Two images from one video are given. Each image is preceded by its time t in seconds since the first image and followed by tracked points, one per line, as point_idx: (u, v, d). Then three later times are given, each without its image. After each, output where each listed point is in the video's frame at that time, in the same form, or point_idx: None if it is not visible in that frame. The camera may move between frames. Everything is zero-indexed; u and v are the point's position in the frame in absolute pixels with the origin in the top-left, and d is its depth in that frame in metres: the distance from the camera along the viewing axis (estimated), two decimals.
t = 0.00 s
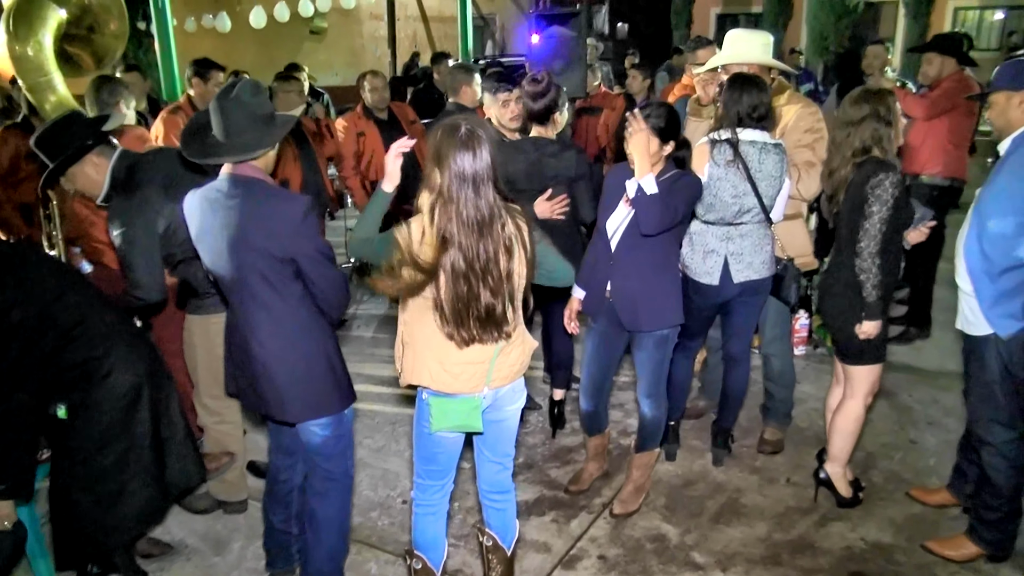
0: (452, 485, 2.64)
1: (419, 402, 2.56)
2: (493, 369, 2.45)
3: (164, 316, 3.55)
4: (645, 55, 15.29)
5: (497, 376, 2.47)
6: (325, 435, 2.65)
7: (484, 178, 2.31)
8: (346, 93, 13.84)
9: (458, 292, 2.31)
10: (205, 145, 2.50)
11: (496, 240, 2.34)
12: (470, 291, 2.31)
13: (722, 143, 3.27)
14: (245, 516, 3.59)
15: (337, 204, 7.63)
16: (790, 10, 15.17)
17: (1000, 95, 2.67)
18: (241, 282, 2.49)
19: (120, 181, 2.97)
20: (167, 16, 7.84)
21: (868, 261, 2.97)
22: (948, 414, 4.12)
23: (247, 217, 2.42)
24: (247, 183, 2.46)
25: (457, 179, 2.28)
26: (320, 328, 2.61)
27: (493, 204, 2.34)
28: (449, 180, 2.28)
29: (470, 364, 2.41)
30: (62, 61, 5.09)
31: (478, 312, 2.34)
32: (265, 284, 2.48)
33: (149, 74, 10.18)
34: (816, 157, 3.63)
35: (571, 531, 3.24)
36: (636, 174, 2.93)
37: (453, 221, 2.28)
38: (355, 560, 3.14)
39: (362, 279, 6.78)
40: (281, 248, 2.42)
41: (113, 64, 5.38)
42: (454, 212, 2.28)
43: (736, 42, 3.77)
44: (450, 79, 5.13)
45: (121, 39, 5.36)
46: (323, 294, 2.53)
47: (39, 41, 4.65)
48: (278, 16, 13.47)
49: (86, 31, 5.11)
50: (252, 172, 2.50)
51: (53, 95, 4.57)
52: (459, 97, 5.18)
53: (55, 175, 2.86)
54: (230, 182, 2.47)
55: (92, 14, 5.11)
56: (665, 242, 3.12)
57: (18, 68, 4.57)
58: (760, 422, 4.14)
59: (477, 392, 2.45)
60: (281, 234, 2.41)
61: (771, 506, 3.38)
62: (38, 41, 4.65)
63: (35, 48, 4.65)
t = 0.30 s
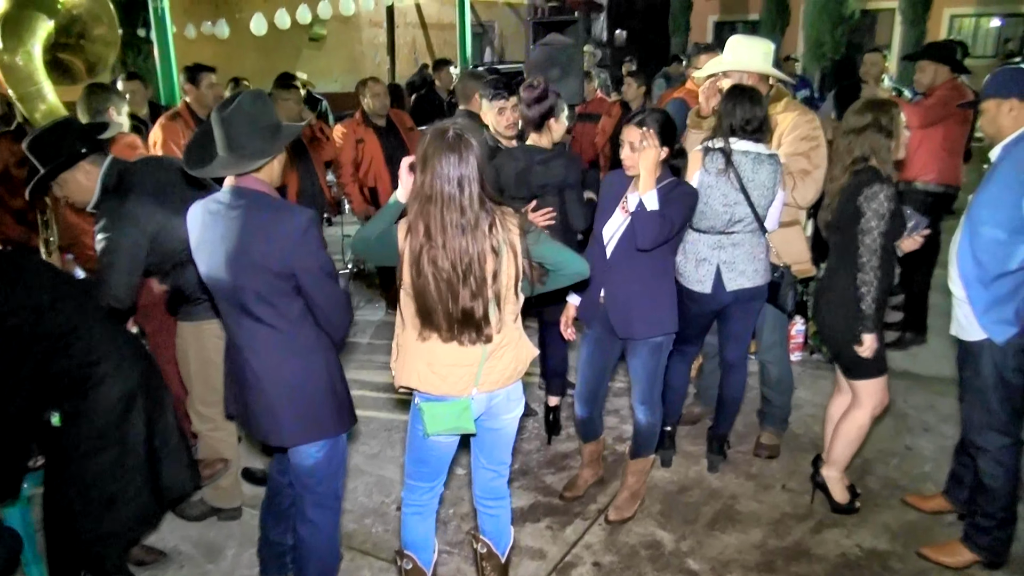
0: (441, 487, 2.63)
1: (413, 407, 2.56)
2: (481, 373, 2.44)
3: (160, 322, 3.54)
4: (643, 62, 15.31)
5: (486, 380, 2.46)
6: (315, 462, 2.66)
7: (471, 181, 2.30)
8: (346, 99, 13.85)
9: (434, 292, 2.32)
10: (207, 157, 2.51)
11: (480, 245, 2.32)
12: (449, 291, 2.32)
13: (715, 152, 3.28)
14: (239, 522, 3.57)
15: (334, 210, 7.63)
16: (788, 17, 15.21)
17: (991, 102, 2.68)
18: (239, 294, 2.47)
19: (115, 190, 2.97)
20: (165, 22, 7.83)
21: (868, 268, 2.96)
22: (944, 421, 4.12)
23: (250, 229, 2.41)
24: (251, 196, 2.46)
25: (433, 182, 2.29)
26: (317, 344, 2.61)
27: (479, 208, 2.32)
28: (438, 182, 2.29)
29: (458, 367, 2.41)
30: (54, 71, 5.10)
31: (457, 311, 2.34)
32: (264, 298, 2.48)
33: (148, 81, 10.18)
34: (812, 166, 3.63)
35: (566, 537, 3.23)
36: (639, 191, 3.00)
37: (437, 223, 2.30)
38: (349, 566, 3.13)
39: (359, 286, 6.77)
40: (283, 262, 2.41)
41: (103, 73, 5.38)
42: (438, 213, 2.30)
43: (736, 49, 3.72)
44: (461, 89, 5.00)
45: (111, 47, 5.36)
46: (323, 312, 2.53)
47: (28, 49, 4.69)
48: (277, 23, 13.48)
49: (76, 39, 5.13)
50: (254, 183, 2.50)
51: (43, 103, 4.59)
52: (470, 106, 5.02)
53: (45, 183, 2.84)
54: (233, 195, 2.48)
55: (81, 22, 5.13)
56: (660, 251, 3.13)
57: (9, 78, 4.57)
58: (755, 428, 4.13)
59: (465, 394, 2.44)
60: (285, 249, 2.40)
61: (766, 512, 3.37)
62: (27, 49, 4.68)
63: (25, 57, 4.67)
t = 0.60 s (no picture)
0: (438, 495, 2.64)
1: (406, 416, 2.55)
2: (474, 380, 2.44)
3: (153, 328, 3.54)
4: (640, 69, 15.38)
5: (479, 387, 2.46)
6: (314, 482, 2.70)
7: (464, 184, 2.31)
8: (344, 106, 13.85)
9: (423, 294, 2.32)
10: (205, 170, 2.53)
11: (472, 249, 2.32)
12: (441, 295, 2.32)
13: (704, 155, 3.33)
14: (237, 529, 3.56)
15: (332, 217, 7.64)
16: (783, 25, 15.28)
17: (984, 109, 2.70)
18: (235, 308, 2.48)
19: (115, 199, 2.99)
20: (164, 30, 7.87)
21: (857, 262, 2.96)
22: (941, 427, 4.13)
23: (248, 243, 2.40)
24: (250, 209, 2.46)
25: (425, 185, 2.30)
26: (313, 361, 2.61)
27: (470, 212, 2.33)
28: (430, 185, 2.29)
29: (451, 374, 2.41)
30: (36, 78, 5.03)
31: (449, 315, 2.34)
32: (261, 313, 2.48)
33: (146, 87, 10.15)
34: (809, 176, 3.63)
35: (564, 545, 3.23)
36: (640, 202, 3.03)
37: (427, 225, 2.30)
38: (348, 573, 3.13)
39: (357, 292, 6.77)
40: (281, 279, 2.41)
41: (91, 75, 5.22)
42: (429, 216, 2.30)
43: (745, 56, 3.71)
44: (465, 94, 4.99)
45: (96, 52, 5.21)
46: (321, 329, 2.54)
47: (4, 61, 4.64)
48: (275, 29, 13.48)
49: (60, 45, 4.97)
50: (251, 196, 2.50)
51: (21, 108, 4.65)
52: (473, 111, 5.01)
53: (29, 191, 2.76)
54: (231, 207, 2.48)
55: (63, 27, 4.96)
56: (658, 262, 3.13)
57: None
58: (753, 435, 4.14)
59: (459, 401, 2.44)
60: (284, 265, 2.40)
61: (764, 519, 3.37)
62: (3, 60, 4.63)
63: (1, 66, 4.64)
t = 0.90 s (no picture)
0: (434, 507, 2.61)
1: (397, 428, 2.53)
2: (466, 390, 2.42)
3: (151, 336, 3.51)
4: (634, 73, 15.39)
5: (471, 398, 2.44)
6: (313, 495, 2.67)
7: (457, 187, 2.28)
8: (340, 110, 13.82)
9: (415, 299, 2.29)
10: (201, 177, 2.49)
11: (466, 254, 2.29)
12: (435, 301, 2.28)
13: (700, 159, 3.35)
14: (233, 541, 3.53)
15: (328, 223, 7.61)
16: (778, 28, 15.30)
17: (989, 116, 2.69)
18: (234, 321, 2.46)
19: (110, 211, 2.95)
20: (160, 35, 7.82)
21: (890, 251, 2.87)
22: (941, 434, 4.12)
23: (248, 255, 2.38)
24: (250, 221, 2.44)
25: (418, 189, 2.27)
26: (313, 373, 2.61)
27: (464, 216, 2.30)
28: (422, 189, 2.26)
29: (443, 385, 2.38)
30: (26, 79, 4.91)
31: (443, 321, 2.31)
32: (260, 327, 2.47)
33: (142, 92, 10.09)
34: (807, 191, 3.55)
35: (564, 556, 3.21)
36: (645, 202, 3.05)
37: (419, 229, 2.27)
38: None
39: (353, 298, 6.74)
40: (283, 293, 2.40)
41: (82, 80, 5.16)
42: (421, 220, 2.27)
43: (757, 60, 3.75)
44: (461, 97, 5.02)
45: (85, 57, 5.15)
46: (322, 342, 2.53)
47: None
48: (271, 35, 13.45)
49: (47, 50, 4.90)
50: (250, 206, 2.48)
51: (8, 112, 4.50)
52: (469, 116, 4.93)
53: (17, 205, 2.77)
54: (230, 219, 2.46)
55: (50, 33, 4.89)
56: (657, 270, 3.11)
57: None
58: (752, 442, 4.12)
59: (450, 412, 2.42)
60: (285, 279, 2.39)
61: (765, 529, 3.35)
62: None
63: None
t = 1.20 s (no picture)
0: (443, 518, 2.56)
1: (405, 439, 2.49)
2: (475, 403, 2.37)
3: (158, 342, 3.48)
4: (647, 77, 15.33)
5: (480, 410, 2.38)
6: (323, 496, 2.63)
7: (466, 195, 2.24)
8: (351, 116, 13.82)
9: (421, 308, 2.25)
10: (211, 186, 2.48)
11: (475, 262, 2.25)
12: (442, 310, 2.24)
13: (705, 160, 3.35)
14: (238, 549, 3.49)
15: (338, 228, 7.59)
16: (791, 32, 15.20)
17: (1009, 126, 2.59)
18: (243, 330, 2.42)
19: (114, 220, 2.94)
20: (172, 42, 7.81)
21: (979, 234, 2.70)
22: (960, 444, 4.03)
23: (258, 263, 2.35)
24: (259, 228, 2.41)
25: (427, 196, 2.24)
26: (323, 380, 2.57)
27: (473, 224, 2.26)
28: (431, 196, 2.23)
29: (451, 397, 2.33)
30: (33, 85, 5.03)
31: (450, 331, 2.26)
32: (270, 336, 2.43)
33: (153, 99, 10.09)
34: (821, 201, 3.46)
35: (573, 568, 3.15)
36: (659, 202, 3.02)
37: (427, 237, 2.23)
38: None
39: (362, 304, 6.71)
40: (293, 302, 2.37)
41: (89, 86, 5.24)
42: (429, 227, 2.23)
43: (779, 65, 3.65)
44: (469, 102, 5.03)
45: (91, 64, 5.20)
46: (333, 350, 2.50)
47: None
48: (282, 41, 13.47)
49: (55, 58, 4.93)
50: (260, 214, 2.44)
51: (14, 120, 4.40)
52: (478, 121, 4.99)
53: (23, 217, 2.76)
54: (241, 227, 2.42)
55: (57, 39, 4.87)
56: (668, 277, 3.05)
57: None
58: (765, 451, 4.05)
59: (457, 424, 2.36)
60: (294, 289, 2.36)
61: (779, 541, 3.28)
62: None
63: None
